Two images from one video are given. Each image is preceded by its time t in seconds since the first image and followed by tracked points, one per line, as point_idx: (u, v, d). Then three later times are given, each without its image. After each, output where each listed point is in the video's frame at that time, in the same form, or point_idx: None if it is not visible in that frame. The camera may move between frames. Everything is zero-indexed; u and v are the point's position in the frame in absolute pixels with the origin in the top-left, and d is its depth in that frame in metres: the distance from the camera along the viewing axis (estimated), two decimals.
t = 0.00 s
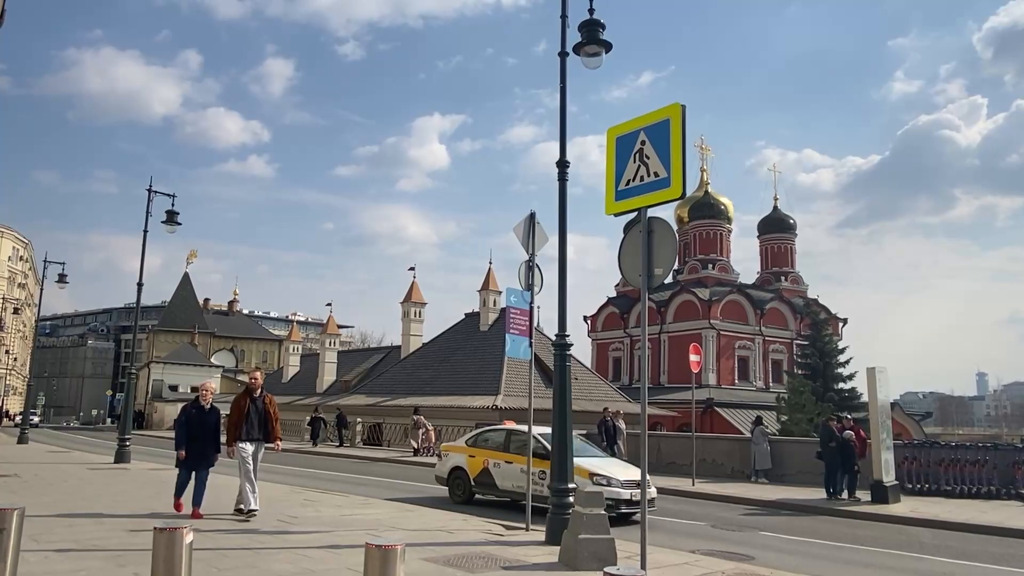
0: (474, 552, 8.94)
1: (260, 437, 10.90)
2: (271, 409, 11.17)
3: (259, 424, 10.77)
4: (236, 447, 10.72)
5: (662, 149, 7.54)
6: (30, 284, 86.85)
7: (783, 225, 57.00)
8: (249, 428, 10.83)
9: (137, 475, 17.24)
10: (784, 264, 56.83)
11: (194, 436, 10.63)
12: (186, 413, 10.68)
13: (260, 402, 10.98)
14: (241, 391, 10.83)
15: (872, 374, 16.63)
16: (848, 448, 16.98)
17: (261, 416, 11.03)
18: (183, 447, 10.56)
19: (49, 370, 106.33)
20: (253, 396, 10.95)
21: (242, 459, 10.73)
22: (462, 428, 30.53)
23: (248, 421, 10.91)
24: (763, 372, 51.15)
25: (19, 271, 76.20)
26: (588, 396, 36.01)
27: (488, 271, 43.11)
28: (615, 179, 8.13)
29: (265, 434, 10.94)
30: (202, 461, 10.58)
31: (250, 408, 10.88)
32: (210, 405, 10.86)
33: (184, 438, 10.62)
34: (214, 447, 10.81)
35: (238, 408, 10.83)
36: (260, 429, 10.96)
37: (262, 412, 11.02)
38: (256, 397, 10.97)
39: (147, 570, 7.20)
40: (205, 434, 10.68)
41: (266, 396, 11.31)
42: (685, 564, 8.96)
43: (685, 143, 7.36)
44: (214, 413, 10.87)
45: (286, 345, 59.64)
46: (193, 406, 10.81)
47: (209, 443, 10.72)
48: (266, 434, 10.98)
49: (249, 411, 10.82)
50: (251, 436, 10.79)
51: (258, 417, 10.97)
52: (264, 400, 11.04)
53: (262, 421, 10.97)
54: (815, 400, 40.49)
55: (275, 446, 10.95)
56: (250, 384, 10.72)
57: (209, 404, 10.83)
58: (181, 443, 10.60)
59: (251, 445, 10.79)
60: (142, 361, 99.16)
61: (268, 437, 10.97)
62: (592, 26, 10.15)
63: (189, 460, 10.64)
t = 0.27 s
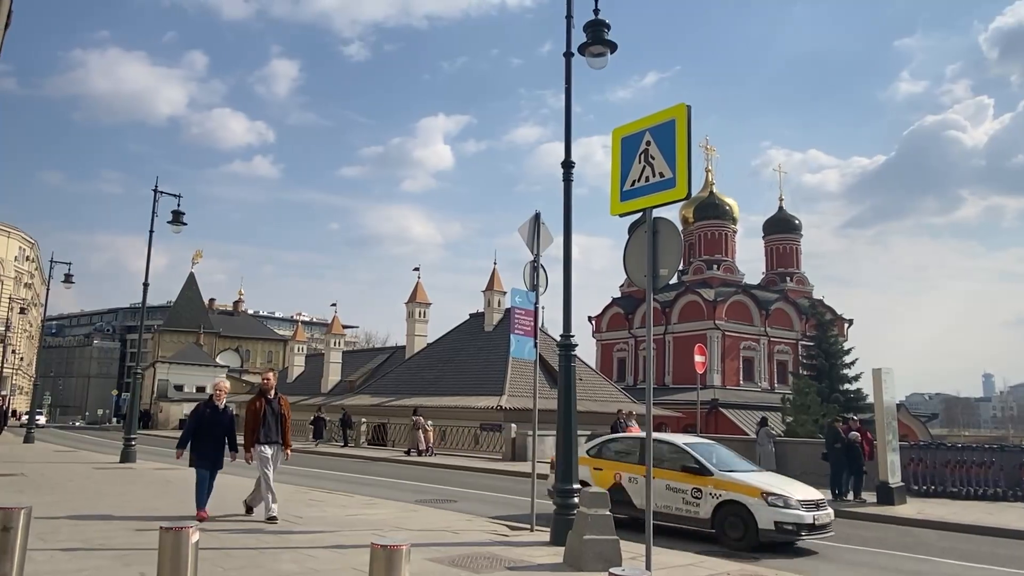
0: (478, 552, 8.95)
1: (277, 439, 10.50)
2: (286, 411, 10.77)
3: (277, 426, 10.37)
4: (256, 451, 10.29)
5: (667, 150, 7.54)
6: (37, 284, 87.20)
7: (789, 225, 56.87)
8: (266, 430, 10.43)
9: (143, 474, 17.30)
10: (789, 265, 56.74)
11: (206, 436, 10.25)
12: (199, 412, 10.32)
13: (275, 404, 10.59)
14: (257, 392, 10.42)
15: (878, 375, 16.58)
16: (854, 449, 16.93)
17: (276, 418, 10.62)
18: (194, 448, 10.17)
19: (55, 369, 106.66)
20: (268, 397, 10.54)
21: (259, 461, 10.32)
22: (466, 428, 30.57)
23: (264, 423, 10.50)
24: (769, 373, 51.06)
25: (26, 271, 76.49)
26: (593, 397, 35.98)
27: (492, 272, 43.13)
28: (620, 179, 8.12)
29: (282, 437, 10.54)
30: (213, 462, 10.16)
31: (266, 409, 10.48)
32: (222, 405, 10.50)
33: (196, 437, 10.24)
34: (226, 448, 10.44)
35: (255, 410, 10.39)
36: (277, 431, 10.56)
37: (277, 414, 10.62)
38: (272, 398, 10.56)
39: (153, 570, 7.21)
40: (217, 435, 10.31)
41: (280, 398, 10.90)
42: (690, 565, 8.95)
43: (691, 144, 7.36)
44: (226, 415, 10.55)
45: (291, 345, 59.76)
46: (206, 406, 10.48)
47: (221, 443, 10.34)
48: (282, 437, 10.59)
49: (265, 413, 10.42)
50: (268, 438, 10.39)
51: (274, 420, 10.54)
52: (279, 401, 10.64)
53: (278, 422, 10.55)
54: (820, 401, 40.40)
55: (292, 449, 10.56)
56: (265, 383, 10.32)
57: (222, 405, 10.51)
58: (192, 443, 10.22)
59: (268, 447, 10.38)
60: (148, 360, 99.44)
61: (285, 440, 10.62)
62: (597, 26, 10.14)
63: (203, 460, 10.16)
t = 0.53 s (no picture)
0: (485, 552, 8.94)
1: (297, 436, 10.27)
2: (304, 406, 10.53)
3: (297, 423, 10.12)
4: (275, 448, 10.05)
5: (674, 150, 7.53)
6: (45, 284, 87.62)
7: (796, 225, 56.71)
8: (285, 427, 10.19)
9: (151, 474, 17.35)
10: (797, 266, 56.61)
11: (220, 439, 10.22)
12: (212, 415, 10.26)
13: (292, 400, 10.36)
14: (272, 390, 10.21)
15: (886, 377, 16.51)
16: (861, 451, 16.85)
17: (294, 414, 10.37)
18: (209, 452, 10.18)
19: (64, 368, 107.07)
20: (285, 394, 10.30)
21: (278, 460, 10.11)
22: (473, 428, 30.57)
23: (282, 420, 10.28)
24: (776, 374, 50.93)
25: (35, 271, 76.83)
26: (599, 397, 35.94)
27: (498, 272, 43.16)
28: (627, 179, 8.11)
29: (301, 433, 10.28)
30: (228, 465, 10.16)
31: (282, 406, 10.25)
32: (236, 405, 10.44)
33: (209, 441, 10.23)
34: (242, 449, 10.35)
35: (271, 408, 10.20)
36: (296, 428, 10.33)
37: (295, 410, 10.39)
38: (288, 394, 10.32)
39: (161, 568, 7.23)
40: (232, 436, 10.28)
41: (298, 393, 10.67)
42: (697, 566, 8.94)
43: (698, 144, 7.34)
44: (241, 416, 10.47)
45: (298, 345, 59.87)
46: (220, 407, 10.42)
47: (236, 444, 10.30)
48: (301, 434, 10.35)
49: (281, 410, 10.19)
50: (288, 435, 10.14)
51: (292, 417, 10.32)
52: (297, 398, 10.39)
53: (296, 419, 10.31)
54: (828, 402, 40.27)
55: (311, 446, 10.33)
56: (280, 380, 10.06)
57: (236, 405, 10.43)
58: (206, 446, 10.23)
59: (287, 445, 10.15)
60: (155, 360, 99.67)
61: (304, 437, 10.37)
62: (604, 26, 10.14)
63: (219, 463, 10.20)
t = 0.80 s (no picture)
0: (493, 552, 8.95)
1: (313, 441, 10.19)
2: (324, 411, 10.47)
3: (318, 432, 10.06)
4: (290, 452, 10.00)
5: (682, 150, 7.51)
6: (55, 284, 88.08)
7: (805, 225, 56.51)
8: (302, 431, 10.11)
9: (160, 472, 17.46)
10: (806, 266, 56.40)
11: (238, 438, 10.12)
12: (230, 412, 10.13)
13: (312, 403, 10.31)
14: (292, 393, 10.15)
15: (896, 377, 16.44)
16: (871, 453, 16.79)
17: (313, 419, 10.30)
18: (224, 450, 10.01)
19: (73, 368, 107.61)
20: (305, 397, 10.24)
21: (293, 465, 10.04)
22: (480, 428, 30.58)
23: (300, 424, 10.20)
24: (784, 374, 50.75)
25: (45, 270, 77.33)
26: (607, 397, 35.90)
27: (506, 272, 43.19)
28: (635, 178, 8.09)
29: (318, 439, 10.20)
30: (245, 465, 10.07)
31: (301, 409, 10.21)
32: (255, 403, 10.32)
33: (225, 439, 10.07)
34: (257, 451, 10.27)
35: (289, 410, 10.10)
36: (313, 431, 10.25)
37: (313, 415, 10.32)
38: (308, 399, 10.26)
39: (170, 567, 7.27)
40: (249, 435, 10.17)
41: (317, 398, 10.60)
42: (705, 567, 8.92)
43: (707, 145, 7.33)
44: (258, 414, 10.37)
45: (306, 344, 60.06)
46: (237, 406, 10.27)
47: (252, 444, 10.18)
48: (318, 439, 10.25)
49: (300, 414, 10.12)
50: (303, 440, 10.07)
51: (310, 419, 10.25)
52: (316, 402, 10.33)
53: (314, 424, 10.24)
54: (837, 403, 40.11)
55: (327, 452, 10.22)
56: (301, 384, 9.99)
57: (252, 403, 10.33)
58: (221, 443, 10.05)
59: (303, 450, 10.06)
60: (165, 359, 100.05)
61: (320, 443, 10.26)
62: (612, 26, 10.12)
63: (235, 462, 10.11)
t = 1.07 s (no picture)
0: (502, 552, 8.95)
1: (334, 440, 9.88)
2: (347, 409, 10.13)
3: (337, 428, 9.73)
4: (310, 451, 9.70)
5: (692, 150, 7.50)
6: (68, 284, 88.66)
7: (815, 225, 56.27)
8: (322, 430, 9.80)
9: (170, 470, 17.55)
10: (816, 266, 56.17)
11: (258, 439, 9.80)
12: (249, 415, 9.79)
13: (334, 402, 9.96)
14: (313, 391, 9.88)
15: (908, 378, 16.35)
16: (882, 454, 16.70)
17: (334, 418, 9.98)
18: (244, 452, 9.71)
19: (85, 367, 108.27)
20: (327, 395, 9.95)
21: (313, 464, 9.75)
22: (489, 428, 30.59)
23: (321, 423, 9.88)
24: (795, 375, 50.55)
25: (57, 270, 77.83)
26: (616, 397, 35.86)
27: (515, 272, 43.19)
28: (644, 178, 8.08)
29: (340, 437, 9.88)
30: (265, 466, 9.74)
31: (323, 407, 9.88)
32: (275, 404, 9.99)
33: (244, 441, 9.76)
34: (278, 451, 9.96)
35: (311, 408, 9.87)
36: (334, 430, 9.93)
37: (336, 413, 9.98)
38: (330, 396, 9.95)
39: (180, 565, 7.31)
40: (269, 439, 9.84)
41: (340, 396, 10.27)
42: (714, 568, 8.89)
43: (717, 144, 7.31)
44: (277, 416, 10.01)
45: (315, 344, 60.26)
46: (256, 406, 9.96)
47: (273, 445, 9.86)
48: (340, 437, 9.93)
49: (321, 412, 9.81)
50: (324, 438, 9.76)
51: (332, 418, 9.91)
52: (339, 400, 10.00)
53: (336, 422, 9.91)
54: (848, 403, 39.92)
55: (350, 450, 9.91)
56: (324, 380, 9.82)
57: (271, 405, 9.97)
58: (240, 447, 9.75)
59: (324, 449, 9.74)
60: (175, 359, 100.52)
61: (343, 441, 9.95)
62: (621, 26, 10.11)
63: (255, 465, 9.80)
